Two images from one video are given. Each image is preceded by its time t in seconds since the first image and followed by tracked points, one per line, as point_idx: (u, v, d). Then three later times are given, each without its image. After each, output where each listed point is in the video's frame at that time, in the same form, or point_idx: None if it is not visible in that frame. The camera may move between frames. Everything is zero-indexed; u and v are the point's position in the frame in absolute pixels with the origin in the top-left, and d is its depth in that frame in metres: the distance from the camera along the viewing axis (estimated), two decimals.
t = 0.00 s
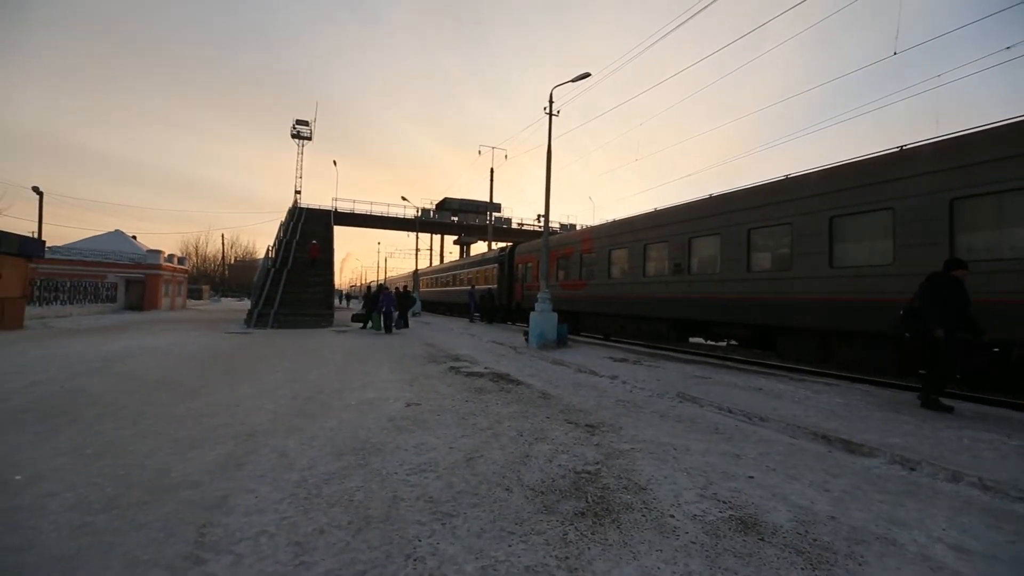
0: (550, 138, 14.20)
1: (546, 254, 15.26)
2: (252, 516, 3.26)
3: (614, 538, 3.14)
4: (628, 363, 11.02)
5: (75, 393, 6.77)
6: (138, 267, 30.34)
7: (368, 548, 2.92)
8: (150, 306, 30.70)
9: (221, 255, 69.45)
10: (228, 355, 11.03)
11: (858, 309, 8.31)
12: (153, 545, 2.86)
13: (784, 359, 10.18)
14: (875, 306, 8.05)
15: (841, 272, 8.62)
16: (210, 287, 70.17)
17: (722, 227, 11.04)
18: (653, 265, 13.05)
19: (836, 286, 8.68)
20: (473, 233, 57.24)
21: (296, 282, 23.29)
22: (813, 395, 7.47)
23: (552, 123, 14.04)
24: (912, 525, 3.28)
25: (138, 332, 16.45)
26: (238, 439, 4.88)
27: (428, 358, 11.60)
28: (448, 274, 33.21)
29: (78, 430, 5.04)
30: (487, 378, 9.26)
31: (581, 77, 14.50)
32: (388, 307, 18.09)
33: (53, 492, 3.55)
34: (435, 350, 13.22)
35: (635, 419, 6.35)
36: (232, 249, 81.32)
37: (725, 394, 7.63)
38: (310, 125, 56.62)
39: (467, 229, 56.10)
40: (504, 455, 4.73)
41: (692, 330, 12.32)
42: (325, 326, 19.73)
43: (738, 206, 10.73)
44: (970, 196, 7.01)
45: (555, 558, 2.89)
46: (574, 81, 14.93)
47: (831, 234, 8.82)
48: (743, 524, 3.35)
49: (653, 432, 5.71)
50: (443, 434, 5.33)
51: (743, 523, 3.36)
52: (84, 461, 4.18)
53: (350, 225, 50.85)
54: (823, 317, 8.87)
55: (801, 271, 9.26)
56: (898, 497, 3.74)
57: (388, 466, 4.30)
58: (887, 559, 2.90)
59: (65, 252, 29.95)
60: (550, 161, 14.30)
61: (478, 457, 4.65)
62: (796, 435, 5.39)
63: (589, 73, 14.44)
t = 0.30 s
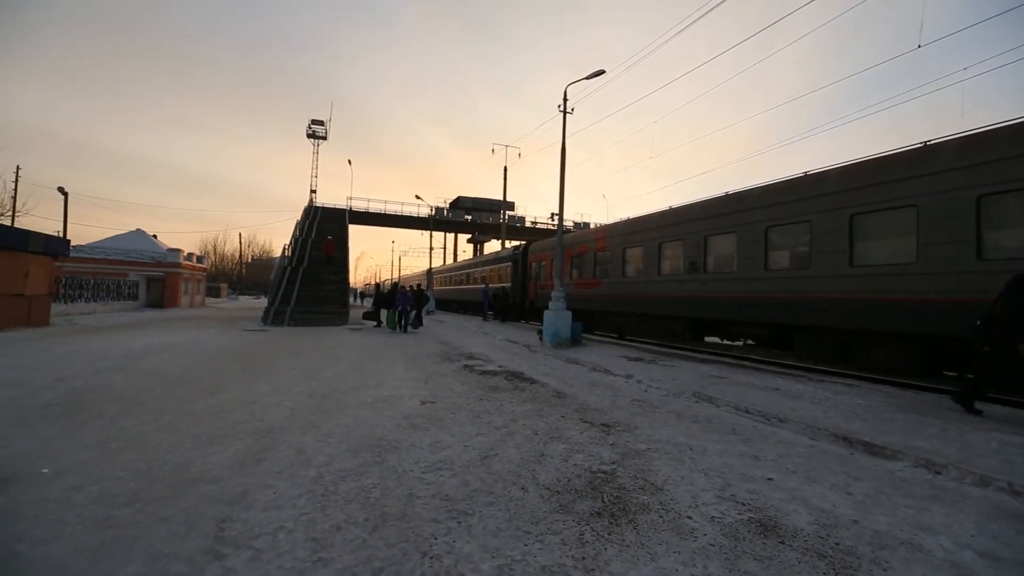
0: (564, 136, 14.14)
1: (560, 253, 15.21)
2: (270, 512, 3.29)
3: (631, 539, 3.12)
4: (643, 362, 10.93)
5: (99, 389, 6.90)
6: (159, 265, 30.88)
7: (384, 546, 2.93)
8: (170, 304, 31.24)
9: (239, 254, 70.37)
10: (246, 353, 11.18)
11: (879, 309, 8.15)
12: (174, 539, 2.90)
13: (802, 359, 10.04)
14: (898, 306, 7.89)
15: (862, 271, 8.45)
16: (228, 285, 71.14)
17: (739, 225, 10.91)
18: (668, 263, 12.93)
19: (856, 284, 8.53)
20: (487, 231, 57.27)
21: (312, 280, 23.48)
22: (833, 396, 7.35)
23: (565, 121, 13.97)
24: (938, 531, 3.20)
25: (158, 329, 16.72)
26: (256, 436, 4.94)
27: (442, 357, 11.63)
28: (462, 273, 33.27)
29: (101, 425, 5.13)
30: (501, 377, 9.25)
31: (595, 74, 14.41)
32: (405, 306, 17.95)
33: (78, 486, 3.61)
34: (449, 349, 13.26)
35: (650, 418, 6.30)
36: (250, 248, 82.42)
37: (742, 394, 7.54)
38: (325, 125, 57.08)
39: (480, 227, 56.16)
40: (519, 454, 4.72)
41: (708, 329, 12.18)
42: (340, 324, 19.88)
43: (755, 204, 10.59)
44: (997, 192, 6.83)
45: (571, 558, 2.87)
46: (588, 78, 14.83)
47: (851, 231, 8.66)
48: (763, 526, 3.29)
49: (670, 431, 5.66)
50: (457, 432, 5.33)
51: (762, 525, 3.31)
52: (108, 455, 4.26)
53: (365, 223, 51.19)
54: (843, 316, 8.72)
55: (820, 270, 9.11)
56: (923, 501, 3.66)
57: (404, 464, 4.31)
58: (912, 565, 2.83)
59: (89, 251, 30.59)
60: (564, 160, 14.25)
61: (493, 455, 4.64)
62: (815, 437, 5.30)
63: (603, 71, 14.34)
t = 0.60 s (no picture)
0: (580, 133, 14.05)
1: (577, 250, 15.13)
2: (292, 506, 3.32)
3: (652, 539, 3.09)
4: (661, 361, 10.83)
5: (126, 384, 7.06)
6: (182, 263, 31.45)
7: (405, 542, 2.94)
8: (193, 301, 31.82)
9: (259, 252, 71.36)
10: (266, 350, 11.34)
11: (906, 306, 7.96)
12: (200, 532, 2.94)
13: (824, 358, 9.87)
14: (925, 303, 7.70)
15: (887, 268, 8.28)
16: (249, 283, 72.21)
17: (759, 221, 10.73)
18: (686, 260, 12.80)
19: (881, 281, 8.35)
20: (503, 229, 57.24)
21: (330, 278, 23.72)
22: (857, 395, 7.20)
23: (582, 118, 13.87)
24: (969, 535, 3.12)
25: (181, 326, 17.03)
26: (278, 431, 5.00)
27: (459, 354, 11.67)
28: (478, 270, 33.31)
29: (128, 420, 5.24)
30: (518, 375, 9.24)
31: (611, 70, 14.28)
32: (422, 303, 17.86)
33: (108, 478, 3.70)
34: (466, 346, 13.30)
35: (669, 417, 6.24)
36: (269, 246, 83.54)
37: (763, 393, 7.43)
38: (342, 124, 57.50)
39: (496, 224, 56.17)
40: (537, 452, 4.70)
41: (727, 327, 12.03)
42: (358, 321, 20.06)
43: (776, 200, 10.42)
44: None
45: (592, 557, 2.86)
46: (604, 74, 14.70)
47: (876, 227, 8.47)
48: (787, 528, 3.24)
49: (689, 430, 5.60)
50: (476, 430, 5.34)
51: (786, 527, 3.26)
52: (135, 449, 4.35)
53: (382, 221, 51.53)
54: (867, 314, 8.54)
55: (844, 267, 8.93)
56: (954, 504, 3.56)
57: (423, 460, 4.33)
58: (942, 570, 2.76)
59: (115, 250, 31.28)
60: (580, 156, 14.16)
61: (511, 453, 4.63)
62: (839, 437, 5.21)
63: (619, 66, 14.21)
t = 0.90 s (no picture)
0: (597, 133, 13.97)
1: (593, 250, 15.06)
2: (314, 505, 3.35)
3: (674, 542, 3.05)
4: (679, 361, 10.73)
5: (150, 383, 7.18)
6: (203, 264, 31.98)
7: (425, 541, 2.94)
8: (214, 301, 32.30)
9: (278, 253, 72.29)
10: (286, 349, 11.46)
11: (933, 306, 7.77)
12: (225, 529, 2.98)
13: (847, 359, 9.68)
14: (953, 303, 7.51)
15: (913, 266, 8.08)
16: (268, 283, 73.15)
17: (779, 219, 10.56)
18: (704, 260, 12.65)
19: (906, 280, 8.17)
20: (518, 229, 57.24)
21: (347, 279, 23.91)
22: (882, 397, 7.05)
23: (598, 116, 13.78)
24: (1003, 542, 3.03)
25: (203, 326, 17.30)
26: (298, 430, 5.05)
27: (475, 354, 11.67)
28: (493, 270, 33.31)
29: (154, 418, 5.34)
30: (534, 374, 9.22)
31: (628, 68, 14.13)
32: (439, 305, 17.78)
33: (135, 475, 3.77)
34: (483, 346, 13.31)
35: (688, 418, 6.17)
36: (287, 247, 84.49)
37: (784, 394, 7.31)
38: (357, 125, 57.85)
39: (512, 224, 56.15)
40: (556, 453, 4.68)
41: (746, 327, 11.87)
42: (375, 322, 20.20)
43: (796, 198, 10.26)
44: None
45: (612, 559, 2.83)
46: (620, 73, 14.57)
47: (901, 225, 8.28)
48: (812, 532, 3.18)
49: (709, 432, 5.53)
50: (493, 430, 5.33)
51: (812, 531, 3.19)
52: (161, 447, 4.42)
53: (398, 222, 51.85)
54: (893, 314, 8.35)
55: (867, 265, 8.76)
56: (986, 510, 3.46)
57: (442, 460, 4.33)
58: None
59: (139, 252, 31.94)
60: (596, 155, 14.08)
61: (529, 453, 4.62)
62: (865, 439, 5.10)
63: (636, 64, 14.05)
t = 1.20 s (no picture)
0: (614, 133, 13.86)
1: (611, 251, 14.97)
2: (339, 507, 3.37)
3: (701, 547, 3.00)
4: (701, 362, 10.59)
5: (177, 386, 7.31)
6: (226, 269, 32.54)
7: (450, 544, 2.94)
8: (237, 305, 32.85)
9: (298, 257, 73.27)
10: (307, 352, 11.59)
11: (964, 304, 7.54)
12: (253, 530, 3.01)
13: (874, 359, 9.45)
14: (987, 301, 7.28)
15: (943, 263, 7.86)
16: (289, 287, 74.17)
17: (802, 217, 10.37)
18: (724, 259, 12.48)
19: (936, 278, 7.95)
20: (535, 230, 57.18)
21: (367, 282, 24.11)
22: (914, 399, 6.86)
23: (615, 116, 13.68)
24: None
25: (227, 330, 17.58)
26: (322, 432, 5.09)
27: (494, 356, 11.66)
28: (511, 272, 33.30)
29: (182, 421, 5.43)
30: (554, 376, 9.18)
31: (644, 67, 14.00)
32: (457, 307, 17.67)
33: (166, 476, 3.84)
34: (502, 348, 13.29)
35: (712, 420, 6.08)
36: (307, 251, 85.51)
37: (811, 396, 7.15)
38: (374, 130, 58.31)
39: (529, 226, 56.10)
40: (578, 456, 4.64)
41: (768, 327, 11.67)
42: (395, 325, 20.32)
43: (819, 195, 10.06)
44: None
45: (639, 564, 2.79)
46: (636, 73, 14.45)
47: (930, 221, 8.04)
48: (845, 539, 3.09)
49: (734, 434, 5.43)
50: (514, 432, 5.31)
51: (845, 538, 3.11)
52: (189, 449, 4.50)
53: (415, 225, 52.18)
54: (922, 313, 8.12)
55: (895, 263, 8.55)
56: None
57: (464, 463, 4.33)
58: None
59: (165, 259, 32.63)
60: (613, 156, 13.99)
61: (552, 456, 4.59)
62: (897, 442, 4.96)
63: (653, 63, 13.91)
